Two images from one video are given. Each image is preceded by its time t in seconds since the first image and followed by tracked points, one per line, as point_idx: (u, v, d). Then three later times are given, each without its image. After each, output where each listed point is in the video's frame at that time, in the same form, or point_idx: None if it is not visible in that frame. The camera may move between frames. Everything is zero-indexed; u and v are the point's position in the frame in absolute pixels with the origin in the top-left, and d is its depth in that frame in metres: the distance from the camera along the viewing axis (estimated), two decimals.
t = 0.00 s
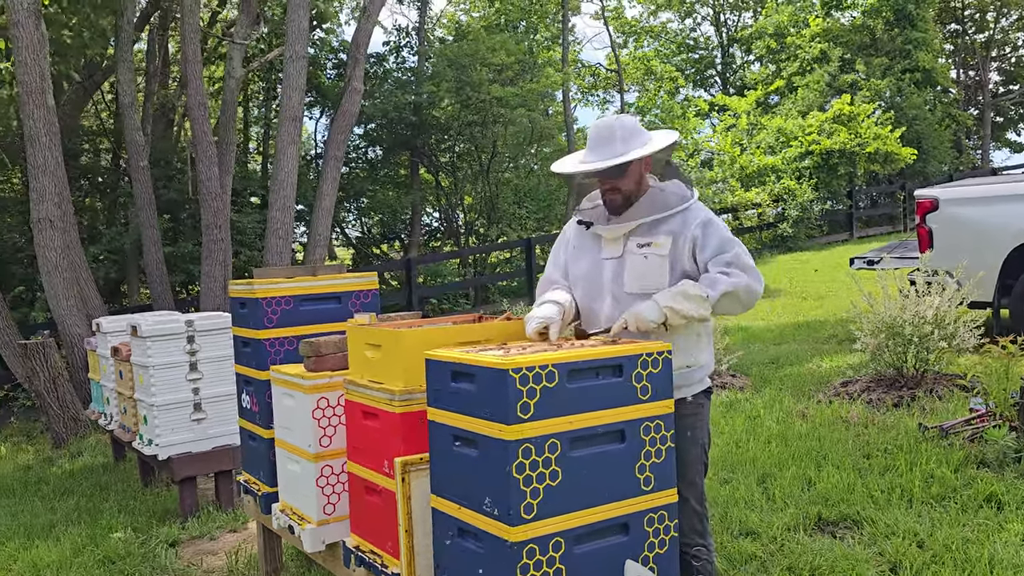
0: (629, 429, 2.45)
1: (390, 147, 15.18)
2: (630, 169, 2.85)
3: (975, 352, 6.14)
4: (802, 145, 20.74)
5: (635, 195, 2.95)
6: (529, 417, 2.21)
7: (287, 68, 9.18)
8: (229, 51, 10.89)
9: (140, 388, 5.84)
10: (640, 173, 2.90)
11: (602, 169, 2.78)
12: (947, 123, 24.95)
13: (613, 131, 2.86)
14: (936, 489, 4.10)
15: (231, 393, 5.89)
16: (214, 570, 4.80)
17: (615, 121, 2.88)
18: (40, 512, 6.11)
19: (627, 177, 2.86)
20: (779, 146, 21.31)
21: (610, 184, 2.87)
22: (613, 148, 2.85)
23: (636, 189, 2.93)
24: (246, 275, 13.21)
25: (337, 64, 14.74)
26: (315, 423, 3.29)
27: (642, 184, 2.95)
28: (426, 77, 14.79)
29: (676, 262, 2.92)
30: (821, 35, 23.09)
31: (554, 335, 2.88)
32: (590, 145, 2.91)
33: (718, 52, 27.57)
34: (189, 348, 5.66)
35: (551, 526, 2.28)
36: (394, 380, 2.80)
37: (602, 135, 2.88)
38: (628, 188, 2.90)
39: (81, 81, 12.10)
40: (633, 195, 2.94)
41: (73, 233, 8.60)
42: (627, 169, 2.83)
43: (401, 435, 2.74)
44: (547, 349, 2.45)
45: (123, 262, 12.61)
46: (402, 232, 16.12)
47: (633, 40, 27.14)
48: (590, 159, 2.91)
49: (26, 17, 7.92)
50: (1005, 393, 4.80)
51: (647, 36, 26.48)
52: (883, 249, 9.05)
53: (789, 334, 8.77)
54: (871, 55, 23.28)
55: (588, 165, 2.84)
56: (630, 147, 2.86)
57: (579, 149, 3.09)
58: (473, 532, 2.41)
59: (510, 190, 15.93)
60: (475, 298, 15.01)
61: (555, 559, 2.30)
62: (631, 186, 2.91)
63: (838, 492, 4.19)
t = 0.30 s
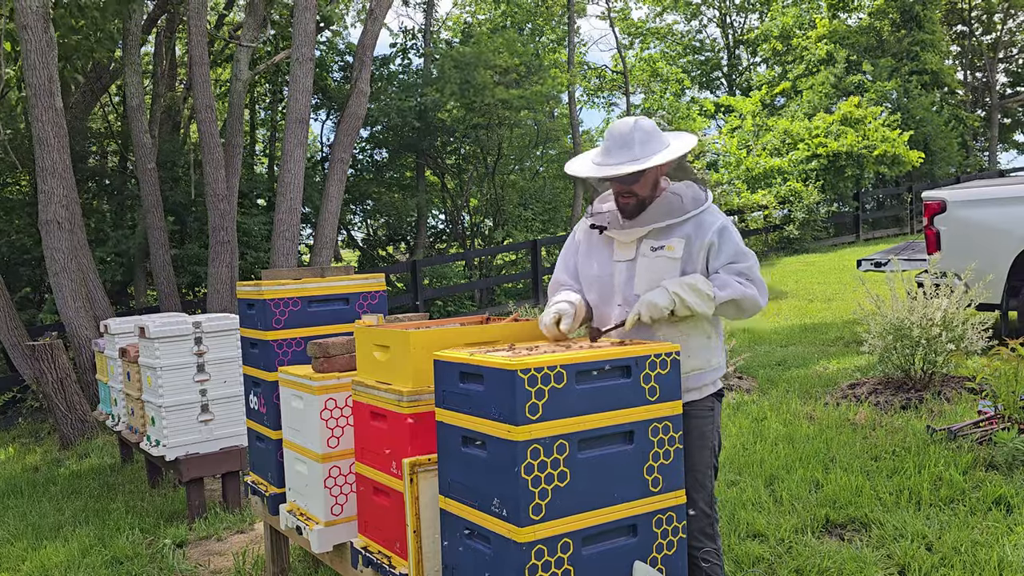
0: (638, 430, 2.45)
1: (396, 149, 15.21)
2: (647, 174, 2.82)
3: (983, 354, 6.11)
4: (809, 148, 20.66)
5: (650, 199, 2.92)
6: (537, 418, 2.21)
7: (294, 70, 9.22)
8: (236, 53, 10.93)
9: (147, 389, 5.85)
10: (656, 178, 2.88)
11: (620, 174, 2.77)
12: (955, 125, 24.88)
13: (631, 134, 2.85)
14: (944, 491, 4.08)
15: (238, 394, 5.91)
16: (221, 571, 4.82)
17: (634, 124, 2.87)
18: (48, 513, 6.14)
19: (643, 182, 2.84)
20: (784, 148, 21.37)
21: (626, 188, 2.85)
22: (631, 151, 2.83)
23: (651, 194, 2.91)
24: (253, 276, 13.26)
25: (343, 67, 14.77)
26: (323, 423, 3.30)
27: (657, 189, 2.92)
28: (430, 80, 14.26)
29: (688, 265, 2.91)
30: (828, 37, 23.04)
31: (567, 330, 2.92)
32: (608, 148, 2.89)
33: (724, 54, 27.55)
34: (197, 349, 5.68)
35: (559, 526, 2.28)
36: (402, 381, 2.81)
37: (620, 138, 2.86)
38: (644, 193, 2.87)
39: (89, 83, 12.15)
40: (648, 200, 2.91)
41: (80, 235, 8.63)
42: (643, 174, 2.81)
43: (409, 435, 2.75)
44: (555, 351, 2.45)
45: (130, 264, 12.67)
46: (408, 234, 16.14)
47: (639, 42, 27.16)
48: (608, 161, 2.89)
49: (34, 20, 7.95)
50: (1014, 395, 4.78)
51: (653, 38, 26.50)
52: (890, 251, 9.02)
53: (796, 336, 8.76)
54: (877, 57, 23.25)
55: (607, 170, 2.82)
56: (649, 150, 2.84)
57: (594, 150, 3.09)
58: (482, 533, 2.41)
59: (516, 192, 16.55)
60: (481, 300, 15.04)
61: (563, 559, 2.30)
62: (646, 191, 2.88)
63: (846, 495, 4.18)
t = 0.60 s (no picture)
0: (640, 428, 2.45)
1: (399, 148, 15.22)
2: (682, 170, 2.84)
3: (987, 354, 6.09)
4: (813, 145, 20.62)
5: (680, 196, 2.93)
6: (539, 416, 2.21)
7: (297, 68, 9.22)
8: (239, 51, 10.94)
9: (150, 387, 5.86)
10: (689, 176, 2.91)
11: (654, 164, 2.78)
12: (959, 124, 24.84)
13: (673, 129, 2.87)
14: (948, 490, 4.07)
15: (240, 392, 5.91)
16: (224, 569, 4.82)
17: (677, 119, 2.89)
18: (50, 510, 6.15)
19: (677, 177, 2.86)
20: (789, 146, 21.24)
21: (659, 181, 2.86)
22: (672, 148, 2.85)
23: (682, 191, 2.92)
24: (256, 275, 13.28)
25: (346, 65, 14.80)
26: (325, 422, 3.30)
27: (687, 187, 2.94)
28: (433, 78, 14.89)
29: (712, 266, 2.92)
30: (831, 36, 23.02)
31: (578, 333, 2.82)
32: (647, 140, 2.91)
33: (727, 52, 27.52)
34: (199, 347, 5.69)
35: (561, 525, 2.28)
36: (404, 379, 2.81)
37: (660, 131, 2.89)
38: (675, 190, 2.89)
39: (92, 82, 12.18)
40: (678, 196, 2.92)
41: (83, 233, 8.64)
42: (678, 169, 2.83)
43: (410, 433, 2.74)
44: (557, 349, 2.44)
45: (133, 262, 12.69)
46: (410, 232, 16.16)
47: (642, 41, 27.17)
48: (645, 153, 2.91)
49: (38, 18, 7.97)
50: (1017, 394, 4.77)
51: (657, 36, 26.49)
52: (894, 250, 9.00)
53: (799, 335, 8.74)
54: (881, 56, 23.29)
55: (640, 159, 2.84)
56: (687, 149, 2.87)
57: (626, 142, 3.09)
58: (484, 532, 2.41)
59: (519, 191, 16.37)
60: (483, 299, 15.06)
61: (565, 558, 2.29)
62: (678, 188, 2.90)
63: (847, 494, 4.17)
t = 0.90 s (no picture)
0: (644, 428, 2.45)
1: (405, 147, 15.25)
2: (633, 156, 2.88)
3: (993, 356, 6.07)
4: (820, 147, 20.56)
5: (644, 187, 2.95)
6: (543, 416, 2.22)
7: (303, 68, 9.25)
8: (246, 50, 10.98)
9: (156, 385, 5.89)
10: (646, 162, 2.92)
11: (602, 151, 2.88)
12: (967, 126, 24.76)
13: (621, 117, 2.92)
14: (953, 492, 4.06)
15: (245, 390, 5.93)
16: (227, 566, 4.84)
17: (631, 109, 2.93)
18: (56, 507, 6.17)
19: (631, 164, 2.90)
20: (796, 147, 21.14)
21: (616, 168, 2.92)
22: (617, 132, 2.90)
23: (643, 182, 2.94)
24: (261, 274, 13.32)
25: (353, 64, 14.84)
26: (330, 420, 3.31)
27: (652, 176, 2.94)
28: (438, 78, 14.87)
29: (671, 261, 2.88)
30: (838, 37, 22.96)
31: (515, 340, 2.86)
32: (602, 130, 2.99)
33: (734, 53, 27.46)
34: (205, 345, 5.71)
35: (565, 525, 2.28)
36: (409, 378, 2.81)
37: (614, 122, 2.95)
38: (634, 177, 2.93)
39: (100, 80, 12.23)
40: (641, 187, 2.95)
41: (90, 232, 8.69)
42: (629, 156, 2.88)
43: (416, 432, 2.75)
44: (562, 349, 2.45)
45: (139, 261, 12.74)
46: (416, 232, 16.17)
47: (649, 41, 27.14)
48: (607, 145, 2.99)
49: (46, 16, 8.00)
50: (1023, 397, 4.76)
51: (663, 37, 26.48)
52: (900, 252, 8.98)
53: (803, 337, 8.73)
54: (888, 57, 23.26)
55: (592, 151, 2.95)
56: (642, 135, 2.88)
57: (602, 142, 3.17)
58: (488, 531, 2.41)
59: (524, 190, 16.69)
60: (489, 299, 15.08)
61: (568, 558, 2.29)
62: (637, 176, 2.93)
63: (853, 496, 4.17)
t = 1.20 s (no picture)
0: (647, 430, 2.46)
1: (407, 149, 15.29)
2: (683, 160, 2.76)
3: (996, 358, 6.06)
4: (822, 149, 20.25)
5: (688, 190, 2.82)
6: (546, 417, 2.22)
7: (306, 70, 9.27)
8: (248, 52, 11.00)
9: (159, 386, 5.90)
10: (695, 166, 2.79)
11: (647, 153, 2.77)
12: (969, 127, 24.75)
13: (673, 117, 2.80)
14: (955, 494, 4.06)
15: (248, 392, 5.93)
16: (230, 568, 4.84)
17: (681, 109, 2.80)
18: (59, 508, 6.19)
19: (679, 167, 2.77)
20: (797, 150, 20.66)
21: (663, 172, 2.80)
22: (670, 133, 2.77)
23: (689, 185, 2.82)
24: (263, 275, 13.34)
25: (355, 66, 14.87)
26: (333, 422, 3.31)
27: (697, 180, 2.82)
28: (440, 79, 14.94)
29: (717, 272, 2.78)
30: (840, 39, 22.95)
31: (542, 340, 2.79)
32: (650, 128, 2.86)
33: (736, 55, 27.45)
34: (208, 347, 5.72)
35: (567, 527, 2.28)
36: (411, 380, 2.82)
37: (663, 121, 2.82)
38: (681, 181, 2.80)
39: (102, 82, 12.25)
40: (685, 190, 2.82)
41: (93, 233, 8.70)
42: (677, 159, 2.75)
43: (418, 433, 2.76)
44: (565, 351, 2.45)
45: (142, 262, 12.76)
46: (418, 233, 16.18)
47: (650, 43, 27.16)
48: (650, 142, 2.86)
49: (49, 18, 8.02)
50: None
51: (664, 39, 26.50)
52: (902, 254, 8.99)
53: (806, 339, 8.73)
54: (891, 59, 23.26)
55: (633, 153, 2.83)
56: (693, 136, 2.76)
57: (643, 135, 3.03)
58: (491, 533, 2.42)
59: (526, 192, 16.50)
60: (491, 300, 15.09)
61: (571, 559, 2.30)
62: (683, 179, 2.80)
63: (855, 497, 4.16)
